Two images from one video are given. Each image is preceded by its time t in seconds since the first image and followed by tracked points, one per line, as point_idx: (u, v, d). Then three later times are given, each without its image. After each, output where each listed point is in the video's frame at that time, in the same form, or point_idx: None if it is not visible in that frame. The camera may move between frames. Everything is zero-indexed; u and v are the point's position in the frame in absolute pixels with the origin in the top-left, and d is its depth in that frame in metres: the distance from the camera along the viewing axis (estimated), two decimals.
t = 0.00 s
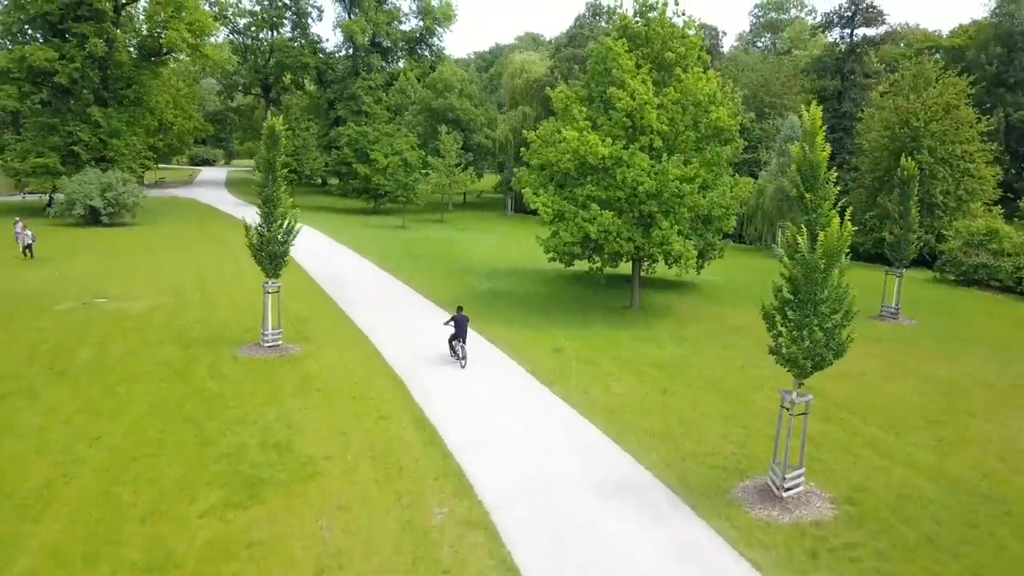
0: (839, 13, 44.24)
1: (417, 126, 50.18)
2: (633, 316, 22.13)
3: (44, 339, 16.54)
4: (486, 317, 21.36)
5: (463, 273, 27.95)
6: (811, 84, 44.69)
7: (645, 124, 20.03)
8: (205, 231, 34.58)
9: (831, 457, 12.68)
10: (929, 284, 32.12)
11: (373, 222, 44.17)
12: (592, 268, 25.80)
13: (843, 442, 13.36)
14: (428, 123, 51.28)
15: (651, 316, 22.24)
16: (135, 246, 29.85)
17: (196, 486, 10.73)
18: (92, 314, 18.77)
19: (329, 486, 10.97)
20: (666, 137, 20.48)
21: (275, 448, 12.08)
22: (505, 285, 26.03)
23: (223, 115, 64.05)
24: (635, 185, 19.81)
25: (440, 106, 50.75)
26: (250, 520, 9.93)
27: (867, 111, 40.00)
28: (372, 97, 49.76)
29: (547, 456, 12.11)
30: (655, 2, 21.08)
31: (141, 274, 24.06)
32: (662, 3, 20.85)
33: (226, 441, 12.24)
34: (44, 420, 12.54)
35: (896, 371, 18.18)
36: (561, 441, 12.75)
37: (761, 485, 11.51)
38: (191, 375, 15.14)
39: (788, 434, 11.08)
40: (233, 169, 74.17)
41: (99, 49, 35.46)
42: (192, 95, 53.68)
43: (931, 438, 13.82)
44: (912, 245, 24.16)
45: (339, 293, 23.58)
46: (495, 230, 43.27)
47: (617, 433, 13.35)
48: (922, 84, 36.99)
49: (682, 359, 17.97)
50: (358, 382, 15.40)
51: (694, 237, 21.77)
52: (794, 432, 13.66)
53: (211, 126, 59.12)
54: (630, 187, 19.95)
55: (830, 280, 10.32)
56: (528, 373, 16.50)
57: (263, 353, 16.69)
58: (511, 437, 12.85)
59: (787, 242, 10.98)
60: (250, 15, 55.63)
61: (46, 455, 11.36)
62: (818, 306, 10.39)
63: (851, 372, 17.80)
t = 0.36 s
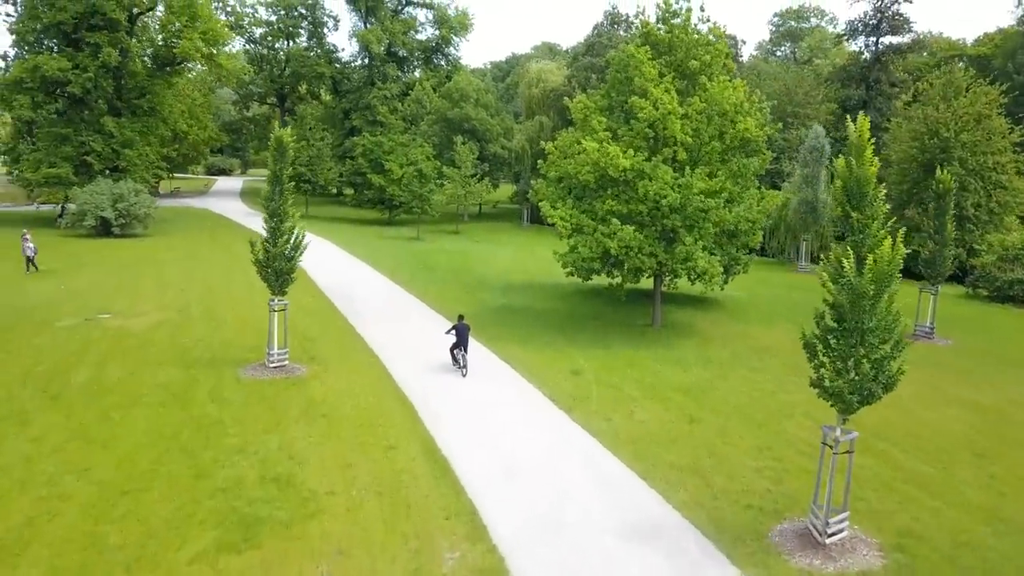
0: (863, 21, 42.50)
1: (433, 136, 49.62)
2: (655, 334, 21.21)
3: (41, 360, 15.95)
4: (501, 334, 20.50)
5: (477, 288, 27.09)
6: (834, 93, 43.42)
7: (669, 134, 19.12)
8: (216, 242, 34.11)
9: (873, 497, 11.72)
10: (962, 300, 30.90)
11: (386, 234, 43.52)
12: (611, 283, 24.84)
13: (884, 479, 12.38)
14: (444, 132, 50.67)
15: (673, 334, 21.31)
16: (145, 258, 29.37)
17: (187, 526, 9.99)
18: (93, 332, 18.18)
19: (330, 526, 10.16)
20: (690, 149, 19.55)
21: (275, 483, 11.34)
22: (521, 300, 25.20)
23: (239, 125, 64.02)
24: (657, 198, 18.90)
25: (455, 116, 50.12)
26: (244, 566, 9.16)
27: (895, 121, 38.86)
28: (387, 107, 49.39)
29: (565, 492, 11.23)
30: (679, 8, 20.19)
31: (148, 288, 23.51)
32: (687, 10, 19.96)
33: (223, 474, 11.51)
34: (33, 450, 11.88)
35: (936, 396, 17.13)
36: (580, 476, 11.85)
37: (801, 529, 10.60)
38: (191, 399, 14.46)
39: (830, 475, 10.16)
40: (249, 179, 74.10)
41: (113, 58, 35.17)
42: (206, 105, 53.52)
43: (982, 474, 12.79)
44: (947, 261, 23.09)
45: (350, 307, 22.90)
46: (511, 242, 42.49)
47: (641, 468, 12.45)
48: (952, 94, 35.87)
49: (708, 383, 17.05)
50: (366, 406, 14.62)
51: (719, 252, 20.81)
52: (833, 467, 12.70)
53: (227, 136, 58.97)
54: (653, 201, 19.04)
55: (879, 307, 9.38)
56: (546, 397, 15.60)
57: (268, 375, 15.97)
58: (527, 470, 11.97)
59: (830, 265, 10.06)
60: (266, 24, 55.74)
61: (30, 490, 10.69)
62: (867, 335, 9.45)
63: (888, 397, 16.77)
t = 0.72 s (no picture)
0: (887, 29, 41.43)
1: (447, 146, 49.13)
2: (677, 353, 20.32)
3: (39, 379, 15.36)
4: (517, 352, 19.70)
5: (492, 302, 26.31)
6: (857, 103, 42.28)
7: (694, 145, 18.30)
8: (228, 254, 33.63)
9: (924, 539, 10.79)
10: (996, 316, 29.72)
11: (400, 245, 42.92)
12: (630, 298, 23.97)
13: (932, 517, 11.44)
14: (459, 143, 50.11)
15: (696, 353, 20.41)
16: (155, 270, 28.89)
17: (180, 568, 9.25)
18: (96, 349, 17.59)
19: (334, 568, 9.39)
20: (714, 161, 18.73)
21: (277, 518, 10.59)
22: (536, 315, 24.41)
23: (254, 135, 64.00)
24: (681, 212, 18.06)
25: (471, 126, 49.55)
26: None
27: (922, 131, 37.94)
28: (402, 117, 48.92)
29: (587, 531, 10.42)
30: (703, 14, 19.42)
31: (155, 303, 22.96)
32: (712, 16, 19.14)
33: (222, 508, 10.78)
34: (22, 480, 11.21)
35: (980, 424, 16.12)
36: (601, 512, 11.05)
37: None
38: (193, 422, 13.77)
39: (879, 522, 9.29)
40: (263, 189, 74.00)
41: (126, 68, 34.91)
42: (220, 115, 53.32)
43: None
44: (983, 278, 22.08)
45: (360, 323, 22.23)
46: (526, 254, 41.72)
47: (668, 505, 11.59)
48: (982, 103, 34.98)
49: (736, 407, 16.15)
50: (375, 432, 13.85)
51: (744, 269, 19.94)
52: (877, 508, 11.77)
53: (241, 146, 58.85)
54: (677, 214, 18.21)
55: (936, 337, 8.49)
56: (565, 423, 14.77)
57: (273, 397, 15.27)
58: (544, 505, 11.17)
59: (879, 289, 9.21)
60: (281, 34, 55.65)
61: (15, 526, 9.99)
62: (922, 366, 8.59)
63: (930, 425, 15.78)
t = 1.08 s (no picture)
0: (909, 36, 40.50)
1: (460, 156, 48.67)
2: (700, 372, 19.51)
3: (36, 399, 14.80)
4: (532, 370, 18.96)
5: (506, 316, 25.58)
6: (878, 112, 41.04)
7: (718, 156, 17.53)
8: (238, 265, 33.20)
9: None
10: None
11: (412, 256, 42.36)
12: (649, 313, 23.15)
13: (985, 558, 10.56)
14: (472, 153, 49.62)
15: (719, 372, 19.58)
16: (163, 282, 28.45)
17: None
18: (97, 366, 17.04)
19: None
20: (738, 172, 17.96)
21: (278, 555, 9.89)
22: (552, 330, 23.67)
23: (267, 145, 63.99)
24: (704, 225, 17.30)
25: (484, 136, 49.03)
26: None
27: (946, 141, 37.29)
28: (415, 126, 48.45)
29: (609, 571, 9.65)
30: (727, 20, 18.68)
31: (161, 316, 22.46)
32: (736, 22, 18.41)
33: (219, 544, 10.08)
34: (10, 512, 10.58)
35: None
36: (623, 549, 10.29)
37: None
38: (195, 446, 13.13)
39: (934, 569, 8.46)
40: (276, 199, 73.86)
41: (137, 78, 34.62)
42: (233, 124, 53.16)
43: None
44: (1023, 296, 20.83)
45: (370, 337, 21.60)
46: (540, 265, 40.98)
47: (697, 542, 10.79)
48: (1011, 112, 34.12)
49: (764, 431, 15.34)
50: (384, 458, 13.15)
51: (769, 284, 19.13)
52: (923, 547, 10.90)
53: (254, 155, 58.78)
54: (699, 228, 17.43)
55: (999, 370, 7.64)
56: (585, 449, 14.00)
57: (280, 418, 14.63)
58: (563, 541, 10.41)
59: (935, 314, 8.46)
60: (295, 44, 55.60)
61: None
62: (984, 401, 7.74)
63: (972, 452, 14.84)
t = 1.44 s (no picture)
0: (929, 44, 39.72)
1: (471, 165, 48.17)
2: (720, 390, 18.75)
3: (32, 419, 14.25)
4: (545, 388, 18.26)
5: (518, 330, 24.90)
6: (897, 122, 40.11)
7: (740, 166, 16.81)
8: (245, 276, 32.70)
9: None
10: None
11: (421, 267, 41.76)
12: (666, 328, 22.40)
13: None
14: (483, 162, 49.11)
15: (741, 391, 18.80)
16: (170, 294, 27.97)
17: None
18: (97, 383, 16.50)
19: None
20: (761, 183, 17.24)
21: None
22: (566, 345, 22.97)
23: (276, 154, 63.81)
24: (726, 238, 16.56)
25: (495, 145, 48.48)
26: None
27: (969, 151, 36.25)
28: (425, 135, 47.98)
29: None
30: (749, 26, 18.02)
31: (166, 330, 21.95)
32: (758, 27, 17.73)
33: None
34: None
35: None
36: None
37: None
38: (194, 470, 12.52)
39: None
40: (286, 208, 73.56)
41: (146, 86, 34.31)
42: (243, 134, 52.91)
43: None
44: None
45: (379, 352, 20.97)
46: (552, 277, 40.28)
47: None
48: None
49: (792, 456, 14.57)
50: (393, 484, 12.47)
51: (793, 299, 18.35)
52: None
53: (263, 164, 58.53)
54: (721, 241, 16.70)
55: None
56: (603, 475, 13.27)
57: (283, 440, 13.99)
58: None
59: (999, 341, 7.75)
60: (305, 53, 55.36)
61: None
62: None
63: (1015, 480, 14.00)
